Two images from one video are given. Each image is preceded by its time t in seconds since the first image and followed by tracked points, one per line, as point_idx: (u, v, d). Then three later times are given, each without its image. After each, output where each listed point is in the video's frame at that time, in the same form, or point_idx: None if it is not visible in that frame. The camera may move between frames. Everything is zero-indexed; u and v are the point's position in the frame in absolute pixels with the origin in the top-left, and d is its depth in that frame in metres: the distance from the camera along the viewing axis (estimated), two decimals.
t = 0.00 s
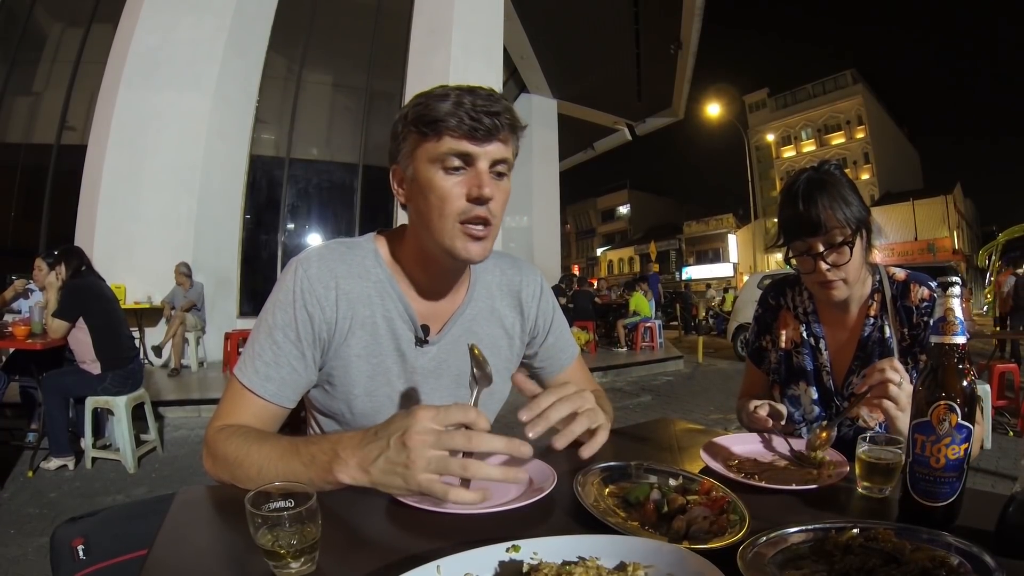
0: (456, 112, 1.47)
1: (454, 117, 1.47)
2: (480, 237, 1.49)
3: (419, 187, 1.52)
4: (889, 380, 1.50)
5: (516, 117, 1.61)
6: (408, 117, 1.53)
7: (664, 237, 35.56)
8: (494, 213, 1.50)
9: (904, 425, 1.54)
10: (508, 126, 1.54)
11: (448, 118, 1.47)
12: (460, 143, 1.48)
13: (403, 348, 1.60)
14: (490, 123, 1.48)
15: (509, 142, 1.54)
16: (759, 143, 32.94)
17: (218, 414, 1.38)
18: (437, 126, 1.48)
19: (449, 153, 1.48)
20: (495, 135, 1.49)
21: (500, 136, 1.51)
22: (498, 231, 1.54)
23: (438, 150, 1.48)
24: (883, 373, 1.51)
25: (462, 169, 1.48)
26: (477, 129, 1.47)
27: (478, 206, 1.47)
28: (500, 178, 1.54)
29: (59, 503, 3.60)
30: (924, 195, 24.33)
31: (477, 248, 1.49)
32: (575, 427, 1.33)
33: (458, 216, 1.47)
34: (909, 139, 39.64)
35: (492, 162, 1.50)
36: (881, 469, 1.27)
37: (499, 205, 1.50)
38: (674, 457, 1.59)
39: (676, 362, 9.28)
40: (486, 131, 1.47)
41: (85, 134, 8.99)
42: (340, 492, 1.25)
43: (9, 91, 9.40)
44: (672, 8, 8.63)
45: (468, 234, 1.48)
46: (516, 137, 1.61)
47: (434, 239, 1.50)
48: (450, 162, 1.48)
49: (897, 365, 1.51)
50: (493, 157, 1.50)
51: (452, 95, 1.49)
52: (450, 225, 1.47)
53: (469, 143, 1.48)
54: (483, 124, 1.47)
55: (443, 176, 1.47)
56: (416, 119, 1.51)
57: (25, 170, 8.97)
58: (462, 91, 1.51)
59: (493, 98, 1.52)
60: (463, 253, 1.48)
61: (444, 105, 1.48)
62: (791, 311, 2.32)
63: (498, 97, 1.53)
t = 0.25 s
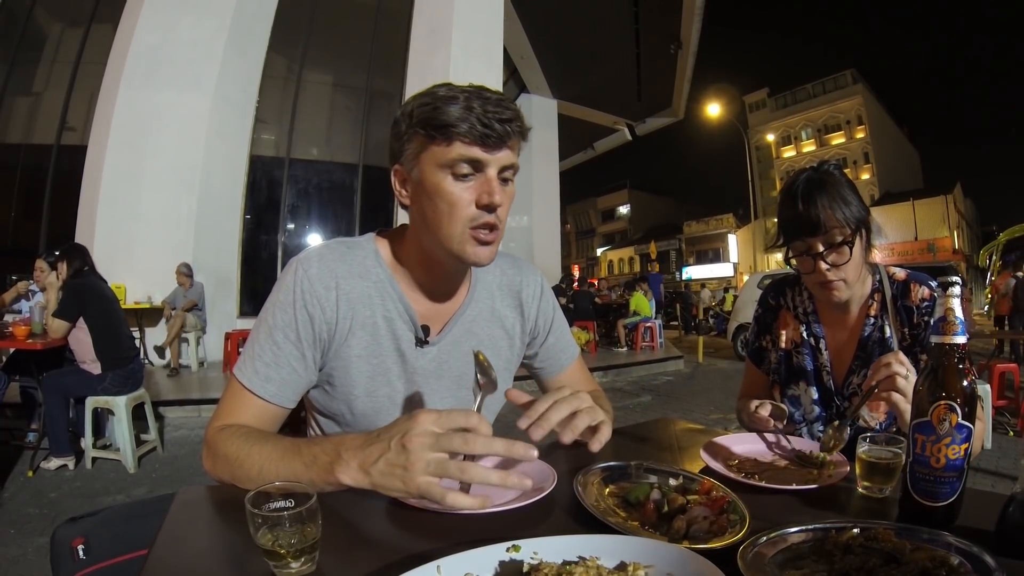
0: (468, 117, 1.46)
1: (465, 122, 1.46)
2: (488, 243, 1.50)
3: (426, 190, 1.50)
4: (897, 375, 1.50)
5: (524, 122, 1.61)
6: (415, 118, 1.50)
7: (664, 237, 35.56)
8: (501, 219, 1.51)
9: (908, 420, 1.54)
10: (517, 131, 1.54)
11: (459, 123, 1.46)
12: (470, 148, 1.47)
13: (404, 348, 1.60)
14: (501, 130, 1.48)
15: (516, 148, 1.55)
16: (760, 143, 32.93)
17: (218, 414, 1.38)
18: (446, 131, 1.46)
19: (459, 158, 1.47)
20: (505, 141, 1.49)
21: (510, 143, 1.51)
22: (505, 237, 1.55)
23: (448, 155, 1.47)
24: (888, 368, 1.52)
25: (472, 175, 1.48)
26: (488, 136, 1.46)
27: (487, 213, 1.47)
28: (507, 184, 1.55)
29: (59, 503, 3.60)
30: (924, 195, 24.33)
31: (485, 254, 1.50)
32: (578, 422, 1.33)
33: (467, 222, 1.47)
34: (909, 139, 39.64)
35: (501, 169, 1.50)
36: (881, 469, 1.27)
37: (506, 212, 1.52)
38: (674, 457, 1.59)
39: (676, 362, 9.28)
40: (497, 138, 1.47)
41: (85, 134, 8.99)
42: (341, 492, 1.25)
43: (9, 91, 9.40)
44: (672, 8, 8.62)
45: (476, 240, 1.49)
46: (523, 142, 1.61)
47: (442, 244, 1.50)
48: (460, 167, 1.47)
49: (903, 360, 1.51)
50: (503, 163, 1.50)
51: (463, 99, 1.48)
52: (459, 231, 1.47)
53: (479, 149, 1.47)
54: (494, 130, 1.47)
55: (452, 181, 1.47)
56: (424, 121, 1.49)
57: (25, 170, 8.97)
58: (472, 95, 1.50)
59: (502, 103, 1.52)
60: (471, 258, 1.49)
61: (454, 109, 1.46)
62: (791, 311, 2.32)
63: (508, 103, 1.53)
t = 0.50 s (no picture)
0: (479, 120, 1.46)
1: (476, 124, 1.46)
2: (496, 245, 1.50)
3: (434, 190, 1.49)
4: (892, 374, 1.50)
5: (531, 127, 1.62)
6: (424, 119, 1.50)
7: (664, 237, 35.58)
8: (509, 223, 1.51)
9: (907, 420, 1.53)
10: (525, 137, 1.56)
11: (470, 126, 1.46)
12: (480, 151, 1.47)
13: (404, 349, 1.60)
14: (511, 134, 1.49)
15: (523, 153, 1.56)
16: (759, 143, 32.94)
17: (218, 414, 1.38)
18: (457, 133, 1.47)
19: (469, 161, 1.47)
20: (514, 145, 1.50)
21: (518, 147, 1.52)
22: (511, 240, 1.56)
23: (459, 157, 1.47)
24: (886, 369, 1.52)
25: (481, 176, 1.48)
26: (499, 140, 1.47)
27: (496, 216, 1.48)
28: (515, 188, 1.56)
29: (59, 503, 3.60)
30: (924, 194, 24.35)
31: (493, 257, 1.50)
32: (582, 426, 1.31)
33: (476, 225, 1.47)
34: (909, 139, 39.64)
35: (510, 173, 1.51)
36: (881, 469, 1.27)
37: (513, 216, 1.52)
38: (673, 457, 1.59)
39: (676, 362, 9.28)
40: (507, 142, 1.48)
41: (85, 134, 8.99)
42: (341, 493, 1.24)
43: (9, 91, 9.39)
44: (672, 8, 8.62)
45: (484, 242, 1.49)
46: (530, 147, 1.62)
47: (449, 244, 1.50)
48: (469, 169, 1.47)
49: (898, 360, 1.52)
50: (511, 167, 1.51)
51: (474, 101, 1.48)
52: (467, 232, 1.47)
53: (489, 152, 1.47)
54: (504, 134, 1.47)
55: (462, 184, 1.47)
56: (434, 122, 1.48)
57: (25, 170, 8.97)
58: (481, 98, 1.50)
59: (512, 108, 1.53)
60: (479, 261, 1.49)
61: (465, 111, 1.46)
62: (791, 311, 2.32)
63: (517, 107, 1.54)
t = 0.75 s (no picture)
0: (493, 115, 1.47)
1: (490, 119, 1.47)
2: (504, 238, 1.50)
3: (445, 181, 1.48)
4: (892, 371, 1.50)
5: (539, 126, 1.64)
6: (435, 114, 1.50)
7: (664, 237, 35.56)
8: (516, 218, 1.52)
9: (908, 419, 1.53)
10: (535, 136, 1.58)
11: (484, 120, 1.46)
12: (492, 145, 1.47)
13: (405, 349, 1.60)
14: (523, 130, 1.50)
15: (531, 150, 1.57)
16: (760, 143, 32.93)
17: (217, 414, 1.38)
18: (470, 127, 1.47)
19: (480, 154, 1.47)
20: (524, 143, 1.51)
21: (528, 145, 1.53)
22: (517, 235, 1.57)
23: (470, 150, 1.47)
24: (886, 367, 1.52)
25: (492, 170, 1.48)
26: (511, 135, 1.48)
27: (506, 211, 1.48)
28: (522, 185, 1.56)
29: (59, 503, 3.60)
30: (924, 194, 24.35)
31: (501, 250, 1.50)
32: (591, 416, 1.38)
33: (485, 217, 1.47)
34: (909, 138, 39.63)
35: (518, 170, 1.52)
36: (880, 469, 1.28)
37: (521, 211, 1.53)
38: (673, 457, 1.59)
39: (676, 362, 9.28)
40: (519, 138, 1.49)
41: (85, 133, 8.99)
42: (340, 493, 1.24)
43: (9, 91, 9.39)
44: (672, 7, 8.62)
45: (493, 234, 1.49)
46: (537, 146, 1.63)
47: (458, 236, 1.48)
48: (481, 162, 1.47)
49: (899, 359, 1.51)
50: (520, 165, 1.52)
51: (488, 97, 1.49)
52: (477, 225, 1.47)
53: (501, 147, 1.48)
54: (517, 130, 1.48)
55: (472, 176, 1.47)
56: (445, 117, 1.48)
57: (25, 170, 8.97)
58: (492, 94, 1.51)
59: (522, 106, 1.54)
60: (487, 254, 1.49)
61: (477, 106, 1.47)
62: (791, 311, 2.32)
63: (527, 106, 1.56)
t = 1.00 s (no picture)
0: (510, 124, 1.48)
1: (506, 128, 1.48)
2: (502, 248, 1.52)
3: (455, 184, 1.49)
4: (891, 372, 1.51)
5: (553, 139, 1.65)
6: (452, 116, 1.50)
7: (664, 237, 35.58)
8: (520, 228, 1.53)
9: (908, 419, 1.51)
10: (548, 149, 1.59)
11: (501, 128, 1.47)
12: (506, 153, 1.48)
13: (405, 348, 1.60)
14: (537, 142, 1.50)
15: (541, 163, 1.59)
16: (759, 143, 32.94)
17: (217, 414, 1.38)
18: (486, 133, 1.47)
19: (494, 161, 1.47)
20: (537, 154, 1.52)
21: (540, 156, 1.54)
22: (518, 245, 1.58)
23: (485, 156, 1.47)
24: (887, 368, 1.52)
25: (503, 177, 1.48)
26: (526, 146, 1.49)
27: (512, 220, 1.49)
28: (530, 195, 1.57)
29: (59, 503, 3.60)
30: (924, 195, 24.36)
31: (501, 259, 1.52)
32: (590, 411, 1.38)
33: (492, 225, 1.48)
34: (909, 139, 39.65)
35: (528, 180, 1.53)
36: (880, 469, 1.28)
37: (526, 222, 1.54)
38: (673, 457, 1.59)
39: (676, 362, 9.28)
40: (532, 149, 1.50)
41: (85, 133, 8.99)
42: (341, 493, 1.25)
43: (9, 91, 9.39)
44: (672, 8, 8.62)
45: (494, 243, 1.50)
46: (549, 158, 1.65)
47: (462, 241, 1.49)
48: (492, 168, 1.47)
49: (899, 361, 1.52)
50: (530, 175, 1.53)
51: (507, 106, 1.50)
52: (481, 232, 1.48)
53: (514, 155, 1.48)
54: (531, 141, 1.49)
55: (484, 182, 1.47)
56: (463, 120, 1.48)
57: (25, 170, 8.97)
58: (510, 104, 1.52)
59: (539, 119, 1.55)
60: (487, 263, 1.51)
61: (496, 114, 1.48)
62: (791, 311, 2.32)
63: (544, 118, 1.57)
